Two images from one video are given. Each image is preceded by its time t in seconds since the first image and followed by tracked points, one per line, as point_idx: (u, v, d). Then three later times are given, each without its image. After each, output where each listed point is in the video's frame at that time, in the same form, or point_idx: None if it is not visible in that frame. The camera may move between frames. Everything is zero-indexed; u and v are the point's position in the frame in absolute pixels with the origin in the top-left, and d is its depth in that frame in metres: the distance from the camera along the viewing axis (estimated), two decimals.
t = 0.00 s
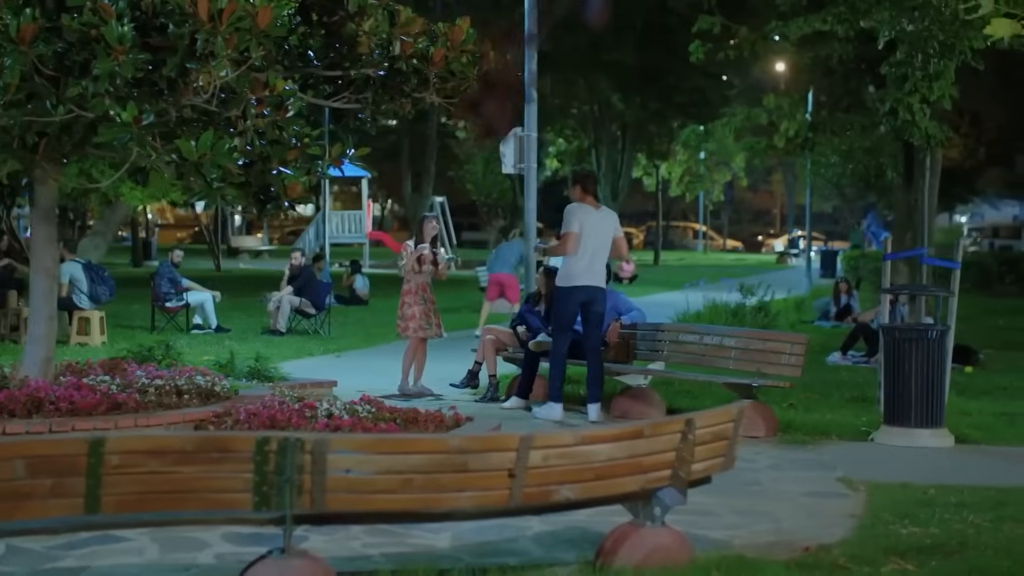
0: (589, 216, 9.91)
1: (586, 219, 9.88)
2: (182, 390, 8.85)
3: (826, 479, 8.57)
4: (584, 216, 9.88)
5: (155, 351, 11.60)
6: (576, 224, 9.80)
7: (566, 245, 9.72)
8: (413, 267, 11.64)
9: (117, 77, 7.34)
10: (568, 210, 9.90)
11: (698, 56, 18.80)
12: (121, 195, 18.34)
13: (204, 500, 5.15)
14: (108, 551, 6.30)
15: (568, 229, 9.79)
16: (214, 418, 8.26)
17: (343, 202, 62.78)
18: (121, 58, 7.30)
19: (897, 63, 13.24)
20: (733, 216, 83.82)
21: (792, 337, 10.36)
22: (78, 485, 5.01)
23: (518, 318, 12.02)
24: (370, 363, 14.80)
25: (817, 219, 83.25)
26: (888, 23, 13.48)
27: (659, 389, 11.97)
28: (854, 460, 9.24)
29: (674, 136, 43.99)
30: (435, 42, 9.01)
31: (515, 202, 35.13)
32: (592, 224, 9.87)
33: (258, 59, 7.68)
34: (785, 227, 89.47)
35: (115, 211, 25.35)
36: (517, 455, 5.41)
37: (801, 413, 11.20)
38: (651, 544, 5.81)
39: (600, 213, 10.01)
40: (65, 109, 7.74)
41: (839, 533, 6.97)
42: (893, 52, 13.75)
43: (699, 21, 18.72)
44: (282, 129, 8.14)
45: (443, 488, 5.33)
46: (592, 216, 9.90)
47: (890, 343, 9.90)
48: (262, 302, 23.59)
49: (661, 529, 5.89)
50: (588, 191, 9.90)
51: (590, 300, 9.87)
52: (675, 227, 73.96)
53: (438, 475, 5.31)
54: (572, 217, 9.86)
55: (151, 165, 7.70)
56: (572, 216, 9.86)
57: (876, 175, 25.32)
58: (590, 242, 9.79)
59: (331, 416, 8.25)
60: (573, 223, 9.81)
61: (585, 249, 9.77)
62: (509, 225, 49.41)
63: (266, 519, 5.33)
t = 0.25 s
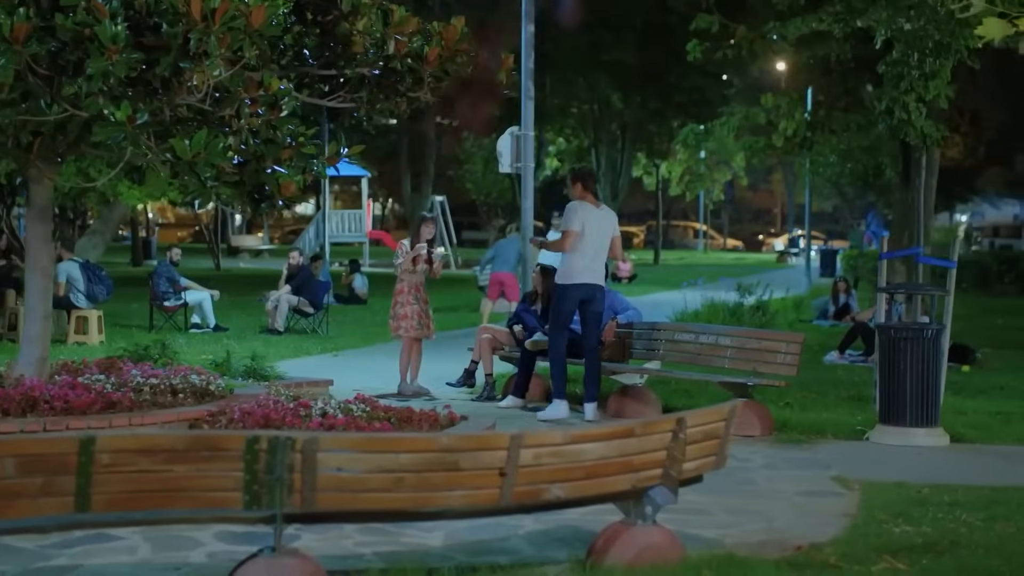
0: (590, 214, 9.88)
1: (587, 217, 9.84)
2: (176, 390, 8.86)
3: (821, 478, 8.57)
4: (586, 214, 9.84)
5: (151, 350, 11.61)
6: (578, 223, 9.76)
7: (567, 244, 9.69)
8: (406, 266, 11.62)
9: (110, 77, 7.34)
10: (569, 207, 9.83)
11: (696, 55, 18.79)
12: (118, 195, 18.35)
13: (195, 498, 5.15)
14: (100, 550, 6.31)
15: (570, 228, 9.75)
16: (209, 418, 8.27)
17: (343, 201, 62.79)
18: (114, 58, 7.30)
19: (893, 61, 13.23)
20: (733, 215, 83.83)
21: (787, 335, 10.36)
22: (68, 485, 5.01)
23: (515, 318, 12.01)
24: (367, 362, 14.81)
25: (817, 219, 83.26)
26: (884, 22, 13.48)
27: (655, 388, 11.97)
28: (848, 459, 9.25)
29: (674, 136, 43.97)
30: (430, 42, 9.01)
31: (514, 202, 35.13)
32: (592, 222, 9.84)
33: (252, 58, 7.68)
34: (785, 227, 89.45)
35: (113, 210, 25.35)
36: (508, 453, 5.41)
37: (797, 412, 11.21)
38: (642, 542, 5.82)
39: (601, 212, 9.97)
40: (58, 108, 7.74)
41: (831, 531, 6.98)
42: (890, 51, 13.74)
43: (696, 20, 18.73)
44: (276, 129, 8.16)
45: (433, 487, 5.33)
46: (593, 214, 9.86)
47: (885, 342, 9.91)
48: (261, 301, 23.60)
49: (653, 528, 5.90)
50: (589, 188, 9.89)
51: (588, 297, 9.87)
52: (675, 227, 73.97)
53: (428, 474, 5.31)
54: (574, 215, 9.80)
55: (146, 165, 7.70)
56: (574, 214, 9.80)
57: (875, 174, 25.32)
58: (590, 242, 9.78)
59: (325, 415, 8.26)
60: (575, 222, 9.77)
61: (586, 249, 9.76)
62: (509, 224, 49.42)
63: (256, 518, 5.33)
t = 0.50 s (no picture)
0: (580, 215, 9.90)
1: (576, 218, 9.86)
2: (172, 389, 8.87)
3: (816, 477, 8.58)
4: (575, 215, 9.87)
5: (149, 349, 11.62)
6: (567, 225, 9.78)
7: (555, 247, 9.73)
8: (399, 266, 11.65)
9: (105, 77, 7.34)
10: (558, 210, 9.87)
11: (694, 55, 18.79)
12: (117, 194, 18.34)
13: (187, 498, 5.15)
14: (94, 549, 6.32)
15: (559, 230, 9.79)
16: (204, 417, 8.28)
17: (344, 201, 62.76)
18: (109, 57, 7.30)
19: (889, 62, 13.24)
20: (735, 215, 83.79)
21: (784, 335, 10.36)
22: (60, 484, 5.02)
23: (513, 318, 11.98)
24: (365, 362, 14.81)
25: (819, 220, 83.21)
26: (881, 22, 13.49)
27: (652, 388, 11.97)
28: (845, 458, 9.25)
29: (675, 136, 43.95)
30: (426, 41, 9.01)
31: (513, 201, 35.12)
32: (582, 222, 9.86)
33: (247, 58, 7.68)
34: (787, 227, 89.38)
35: (112, 210, 25.34)
36: (499, 453, 5.41)
37: (795, 412, 11.20)
38: (635, 542, 5.83)
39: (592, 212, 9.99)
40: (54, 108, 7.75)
41: (825, 531, 6.99)
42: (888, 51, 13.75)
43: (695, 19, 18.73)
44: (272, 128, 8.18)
45: (425, 487, 5.34)
46: (582, 215, 9.89)
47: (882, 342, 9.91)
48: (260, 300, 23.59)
49: (645, 527, 5.91)
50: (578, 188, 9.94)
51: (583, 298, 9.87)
52: (677, 227, 73.94)
53: (421, 473, 5.31)
54: (563, 217, 9.83)
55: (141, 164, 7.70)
56: (563, 216, 9.83)
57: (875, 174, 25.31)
58: (580, 243, 9.79)
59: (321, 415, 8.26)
60: (564, 224, 9.80)
61: (576, 250, 9.77)
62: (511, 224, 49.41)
63: (249, 517, 5.34)
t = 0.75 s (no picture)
0: (562, 217, 9.86)
1: (559, 221, 9.81)
2: (171, 389, 8.89)
3: (814, 477, 8.58)
4: (558, 218, 9.82)
5: (148, 348, 11.64)
6: (550, 228, 9.72)
7: (539, 251, 9.67)
8: (398, 265, 11.68)
9: (104, 76, 7.35)
10: (541, 214, 9.81)
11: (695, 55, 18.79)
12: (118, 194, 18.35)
13: (183, 497, 5.16)
14: (91, 548, 6.33)
15: (542, 234, 9.70)
16: (203, 417, 8.30)
17: (347, 201, 62.76)
18: (108, 57, 7.30)
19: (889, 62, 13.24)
20: (738, 215, 83.77)
21: (783, 335, 10.36)
22: (55, 483, 5.03)
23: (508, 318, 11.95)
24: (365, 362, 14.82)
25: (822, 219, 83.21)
26: (881, 21, 13.49)
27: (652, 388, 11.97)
28: (843, 458, 9.25)
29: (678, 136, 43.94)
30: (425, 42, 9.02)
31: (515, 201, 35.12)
32: (564, 223, 9.82)
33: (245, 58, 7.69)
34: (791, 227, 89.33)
35: (114, 210, 25.34)
36: (495, 452, 5.42)
37: (794, 412, 11.20)
38: (631, 541, 5.83)
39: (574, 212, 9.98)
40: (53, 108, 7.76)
41: (823, 531, 6.99)
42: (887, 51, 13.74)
43: (695, 19, 18.73)
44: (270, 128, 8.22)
45: (421, 486, 5.35)
46: (565, 217, 9.84)
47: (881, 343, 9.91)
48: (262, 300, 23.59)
49: (641, 527, 5.91)
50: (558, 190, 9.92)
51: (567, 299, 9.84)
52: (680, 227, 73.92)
53: (416, 473, 5.31)
54: (546, 220, 9.77)
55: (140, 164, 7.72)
56: (546, 220, 9.77)
57: (877, 174, 25.31)
58: (564, 246, 9.74)
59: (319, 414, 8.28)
60: (548, 228, 9.73)
61: (560, 252, 9.73)
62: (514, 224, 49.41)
63: (245, 516, 5.35)
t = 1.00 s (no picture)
0: (534, 218, 9.90)
1: (531, 222, 9.86)
2: (169, 389, 8.91)
3: (812, 477, 8.58)
4: (531, 219, 9.87)
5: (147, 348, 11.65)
6: (522, 230, 9.78)
7: (510, 252, 9.71)
8: (401, 265, 11.71)
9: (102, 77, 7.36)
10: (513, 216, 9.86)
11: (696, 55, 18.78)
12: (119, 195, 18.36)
13: (178, 497, 5.17)
14: (87, 548, 6.33)
15: (514, 236, 9.77)
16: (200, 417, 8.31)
17: (350, 201, 62.75)
18: (105, 58, 7.30)
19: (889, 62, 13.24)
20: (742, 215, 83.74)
21: (781, 335, 10.36)
22: (50, 483, 5.04)
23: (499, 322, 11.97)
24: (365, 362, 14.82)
25: (826, 219, 83.19)
26: (880, 21, 13.49)
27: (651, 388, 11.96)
28: (842, 458, 9.25)
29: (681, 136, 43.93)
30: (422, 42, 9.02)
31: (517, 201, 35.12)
32: (536, 224, 9.87)
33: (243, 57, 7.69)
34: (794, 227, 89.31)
35: (116, 210, 25.35)
36: (489, 452, 5.43)
37: (793, 412, 11.20)
38: (626, 541, 5.84)
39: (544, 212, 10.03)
40: (51, 108, 7.77)
41: (819, 531, 7.00)
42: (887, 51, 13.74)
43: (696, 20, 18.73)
44: (268, 128, 8.28)
45: (415, 486, 5.35)
46: (538, 218, 9.90)
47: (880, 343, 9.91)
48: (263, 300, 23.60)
49: (637, 527, 5.92)
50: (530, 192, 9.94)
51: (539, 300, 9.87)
52: (684, 227, 73.89)
53: (411, 472, 5.32)
54: (517, 222, 9.83)
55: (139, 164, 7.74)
56: (518, 222, 9.83)
57: (879, 174, 25.31)
58: (535, 247, 9.78)
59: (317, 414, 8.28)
60: (519, 229, 9.79)
61: (531, 252, 9.77)
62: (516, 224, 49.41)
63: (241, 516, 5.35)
